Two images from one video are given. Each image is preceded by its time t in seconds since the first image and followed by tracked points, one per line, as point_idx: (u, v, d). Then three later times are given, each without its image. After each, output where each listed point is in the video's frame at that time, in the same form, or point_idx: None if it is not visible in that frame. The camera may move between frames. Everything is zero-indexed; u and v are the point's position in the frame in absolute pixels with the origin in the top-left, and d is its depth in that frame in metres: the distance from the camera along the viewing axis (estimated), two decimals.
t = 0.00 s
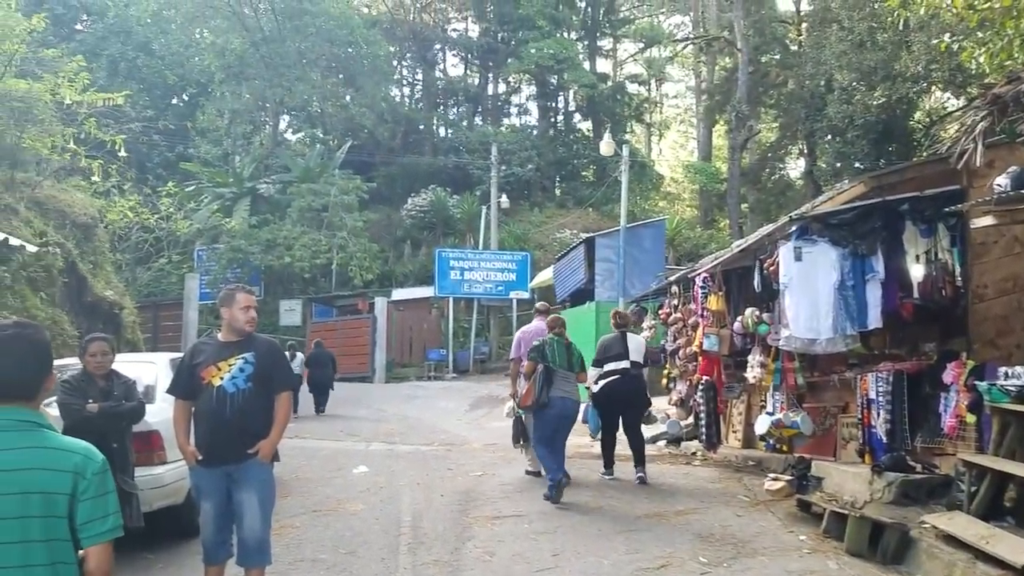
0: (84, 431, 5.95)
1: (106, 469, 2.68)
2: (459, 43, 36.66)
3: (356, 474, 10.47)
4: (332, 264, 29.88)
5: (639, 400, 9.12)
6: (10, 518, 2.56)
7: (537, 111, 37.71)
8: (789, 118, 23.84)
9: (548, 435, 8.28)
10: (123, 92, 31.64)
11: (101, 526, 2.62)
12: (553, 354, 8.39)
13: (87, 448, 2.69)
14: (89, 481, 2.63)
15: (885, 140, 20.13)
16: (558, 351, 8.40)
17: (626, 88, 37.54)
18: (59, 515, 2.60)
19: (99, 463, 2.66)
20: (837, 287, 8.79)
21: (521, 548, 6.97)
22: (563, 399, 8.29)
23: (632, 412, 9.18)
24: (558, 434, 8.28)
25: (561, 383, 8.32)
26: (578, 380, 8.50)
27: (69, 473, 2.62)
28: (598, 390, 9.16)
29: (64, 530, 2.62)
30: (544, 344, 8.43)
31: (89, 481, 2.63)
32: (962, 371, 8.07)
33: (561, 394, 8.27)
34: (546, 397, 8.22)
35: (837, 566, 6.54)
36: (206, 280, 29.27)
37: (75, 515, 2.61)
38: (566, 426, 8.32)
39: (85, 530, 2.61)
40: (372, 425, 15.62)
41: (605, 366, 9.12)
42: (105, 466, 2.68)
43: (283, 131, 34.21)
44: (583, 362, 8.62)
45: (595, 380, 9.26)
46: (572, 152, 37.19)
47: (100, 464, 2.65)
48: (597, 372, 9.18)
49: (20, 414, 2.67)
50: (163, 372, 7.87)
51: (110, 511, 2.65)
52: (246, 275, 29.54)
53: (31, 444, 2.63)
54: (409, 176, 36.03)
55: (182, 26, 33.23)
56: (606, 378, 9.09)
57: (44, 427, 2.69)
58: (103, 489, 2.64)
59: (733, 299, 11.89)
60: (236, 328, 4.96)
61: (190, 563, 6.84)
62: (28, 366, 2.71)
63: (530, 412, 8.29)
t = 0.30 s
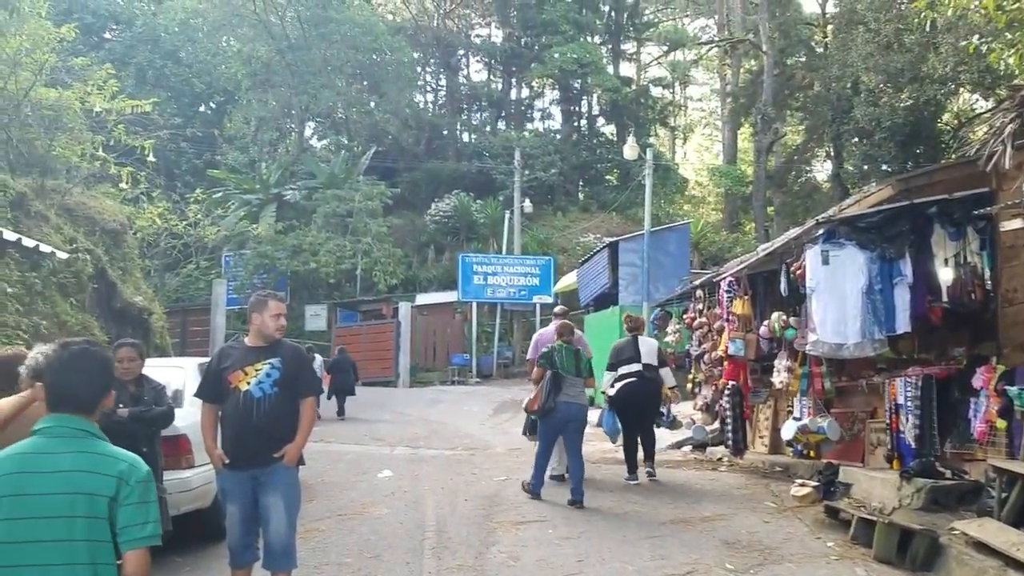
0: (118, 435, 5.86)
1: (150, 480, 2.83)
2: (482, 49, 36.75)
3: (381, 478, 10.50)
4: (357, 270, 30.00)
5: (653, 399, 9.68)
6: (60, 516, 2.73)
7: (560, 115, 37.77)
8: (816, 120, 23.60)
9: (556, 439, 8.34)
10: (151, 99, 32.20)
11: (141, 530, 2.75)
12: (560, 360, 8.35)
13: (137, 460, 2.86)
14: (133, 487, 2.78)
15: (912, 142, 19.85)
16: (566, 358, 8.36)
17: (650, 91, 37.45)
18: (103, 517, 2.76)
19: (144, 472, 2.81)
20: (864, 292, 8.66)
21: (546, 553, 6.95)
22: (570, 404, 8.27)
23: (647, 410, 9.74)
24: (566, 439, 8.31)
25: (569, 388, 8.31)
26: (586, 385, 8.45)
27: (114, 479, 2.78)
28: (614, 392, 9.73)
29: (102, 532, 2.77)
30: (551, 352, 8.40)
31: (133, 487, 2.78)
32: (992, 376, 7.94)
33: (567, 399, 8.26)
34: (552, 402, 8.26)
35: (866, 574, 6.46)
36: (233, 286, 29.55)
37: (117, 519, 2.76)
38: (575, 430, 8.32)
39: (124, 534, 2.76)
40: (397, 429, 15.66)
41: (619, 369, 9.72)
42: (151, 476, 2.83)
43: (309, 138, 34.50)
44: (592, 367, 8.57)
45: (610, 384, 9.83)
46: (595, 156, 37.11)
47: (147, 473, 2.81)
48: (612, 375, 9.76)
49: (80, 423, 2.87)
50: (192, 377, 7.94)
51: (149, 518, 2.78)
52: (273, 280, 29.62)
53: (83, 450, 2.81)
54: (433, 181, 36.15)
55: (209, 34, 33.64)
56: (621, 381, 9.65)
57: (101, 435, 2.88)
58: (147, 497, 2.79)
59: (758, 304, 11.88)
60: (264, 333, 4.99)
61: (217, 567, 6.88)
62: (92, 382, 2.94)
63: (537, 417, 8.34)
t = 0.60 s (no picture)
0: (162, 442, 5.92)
1: (200, 492, 3.05)
2: (502, 54, 36.77)
3: (403, 484, 10.52)
4: (378, 276, 30.09)
5: (674, 404, 9.67)
6: (118, 515, 2.98)
7: (581, 120, 37.79)
8: (839, 123, 23.43)
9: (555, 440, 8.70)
10: (175, 108, 32.62)
11: (186, 535, 2.96)
12: (557, 364, 8.75)
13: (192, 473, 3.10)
14: (184, 496, 3.01)
15: (937, 144, 19.63)
16: (563, 361, 8.75)
17: (671, 96, 37.34)
18: (155, 518, 2.99)
19: (197, 484, 3.05)
20: (888, 296, 8.60)
21: (567, 559, 6.95)
22: (565, 406, 8.65)
23: (668, 415, 9.71)
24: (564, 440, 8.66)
25: (564, 391, 8.69)
26: (586, 387, 8.79)
27: (169, 485, 3.02)
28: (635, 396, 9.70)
29: (154, 533, 3.00)
30: (550, 356, 8.81)
31: (184, 496, 3.01)
32: (1019, 381, 7.77)
33: (562, 402, 8.65)
34: (548, 404, 8.66)
35: None
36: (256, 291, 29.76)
37: (167, 523, 2.99)
38: (574, 431, 8.66)
39: (171, 538, 2.97)
40: (418, 435, 15.68)
41: (641, 374, 9.71)
42: (202, 488, 3.06)
43: (331, 145, 34.70)
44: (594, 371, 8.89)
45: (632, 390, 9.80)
46: (615, 161, 37.06)
47: (198, 484, 3.04)
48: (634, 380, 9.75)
49: (144, 431, 3.13)
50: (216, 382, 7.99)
51: (197, 526, 2.99)
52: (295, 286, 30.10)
53: (144, 457, 3.06)
54: (454, 186, 36.23)
55: (233, 42, 33.96)
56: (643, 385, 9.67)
57: (162, 444, 3.13)
58: (196, 506, 3.01)
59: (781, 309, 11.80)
60: (285, 341, 5.01)
61: (241, 571, 6.92)
62: (163, 402, 3.19)
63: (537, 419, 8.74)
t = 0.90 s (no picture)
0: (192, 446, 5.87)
1: (233, 477, 3.12)
2: (522, 60, 36.85)
3: (421, 488, 10.54)
4: (397, 280, 30.17)
5: (691, 407, 9.70)
6: (155, 502, 3.05)
7: (600, 125, 37.86)
8: (861, 127, 23.28)
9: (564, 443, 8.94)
10: (197, 113, 33.28)
11: (218, 522, 3.04)
12: (563, 369, 9.04)
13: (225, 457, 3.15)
14: (217, 482, 3.07)
15: (959, 149, 19.48)
16: (569, 367, 9.03)
17: (690, 100, 37.27)
18: (188, 504, 3.06)
19: (228, 468, 3.11)
20: (910, 302, 8.49)
21: (585, 565, 6.93)
22: (573, 410, 8.90)
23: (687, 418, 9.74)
24: (572, 443, 8.90)
25: (571, 395, 8.95)
26: (593, 392, 9.06)
27: (201, 472, 3.07)
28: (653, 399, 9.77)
29: (189, 518, 3.07)
30: (556, 362, 9.10)
31: (215, 482, 3.07)
32: None
33: (570, 406, 8.90)
34: (555, 408, 8.89)
35: None
36: (276, 296, 29.97)
37: (200, 509, 3.05)
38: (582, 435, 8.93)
39: (206, 523, 3.04)
40: (436, 439, 15.71)
41: (660, 377, 9.74)
42: (234, 473, 3.12)
43: (351, 150, 34.90)
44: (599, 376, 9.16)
45: (650, 392, 9.87)
46: (634, 165, 37.11)
47: (231, 471, 3.09)
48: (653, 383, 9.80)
49: (179, 416, 3.16)
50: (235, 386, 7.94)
51: (229, 510, 3.06)
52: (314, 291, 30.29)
53: (176, 445, 3.10)
54: (472, 191, 36.34)
55: (254, 49, 34.17)
56: (661, 391, 9.68)
57: (198, 430, 3.17)
58: (230, 492, 3.08)
59: (803, 314, 11.79)
60: (316, 344, 4.99)
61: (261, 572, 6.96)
62: (197, 384, 3.20)
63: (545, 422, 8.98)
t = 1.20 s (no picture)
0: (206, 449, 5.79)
1: (205, 463, 2.90)
2: (538, 66, 36.97)
3: (437, 494, 10.53)
4: (413, 286, 30.23)
5: (702, 415, 9.70)
6: (141, 507, 2.90)
7: (616, 131, 37.91)
8: (878, 132, 23.17)
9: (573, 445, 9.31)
10: (215, 121, 33.52)
11: (189, 515, 2.83)
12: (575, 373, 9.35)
13: (197, 445, 2.94)
14: (185, 474, 2.86)
15: (978, 154, 19.34)
16: (581, 371, 9.37)
17: (706, 105, 37.24)
18: (170, 503, 2.89)
19: (195, 457, 2.88)
20: (929, 307, 8.43)
21: (600, 572, 6.90)
22: (585, 413, 9.27)
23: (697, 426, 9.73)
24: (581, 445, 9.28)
25: (582, 399, 9.31)
26: (602, 396, 9.42)
27: (170, 467, 2.88)
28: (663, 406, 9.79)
29: (173, 515, 2.90)
30: (567, 366, 9.40)
31: (184, 474, 2.86)
32: None
33: (582, 409, 9.26)
34: (568, 411, 9.24)
35: None
36: (293, 302, 30.07)
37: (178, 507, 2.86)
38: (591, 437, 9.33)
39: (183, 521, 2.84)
40: (452, 445, 15.72)
41: (670, 384, 9.76)
42: (204, 459, 2.89)
43: (367, 156, 35.03)
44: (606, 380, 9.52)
45: (659, 399, 9.88)
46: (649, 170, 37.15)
47: (195, 459, 2.87)
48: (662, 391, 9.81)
49: (166, 416, 3.03)
50: (251, 392, 7.93)
51: (203, 499, 2.84)
52: (331, 297, 30.40)
53: (149, 446, 2.93)
54: (488, 197, 36.41)
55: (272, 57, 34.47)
56: (668, 397, 9.72)
57: (180, 426, 3.00)
58: (199, 483, 2.86)
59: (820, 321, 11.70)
60: (353, 348, 4.96)
61: None
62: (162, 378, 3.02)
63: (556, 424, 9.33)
